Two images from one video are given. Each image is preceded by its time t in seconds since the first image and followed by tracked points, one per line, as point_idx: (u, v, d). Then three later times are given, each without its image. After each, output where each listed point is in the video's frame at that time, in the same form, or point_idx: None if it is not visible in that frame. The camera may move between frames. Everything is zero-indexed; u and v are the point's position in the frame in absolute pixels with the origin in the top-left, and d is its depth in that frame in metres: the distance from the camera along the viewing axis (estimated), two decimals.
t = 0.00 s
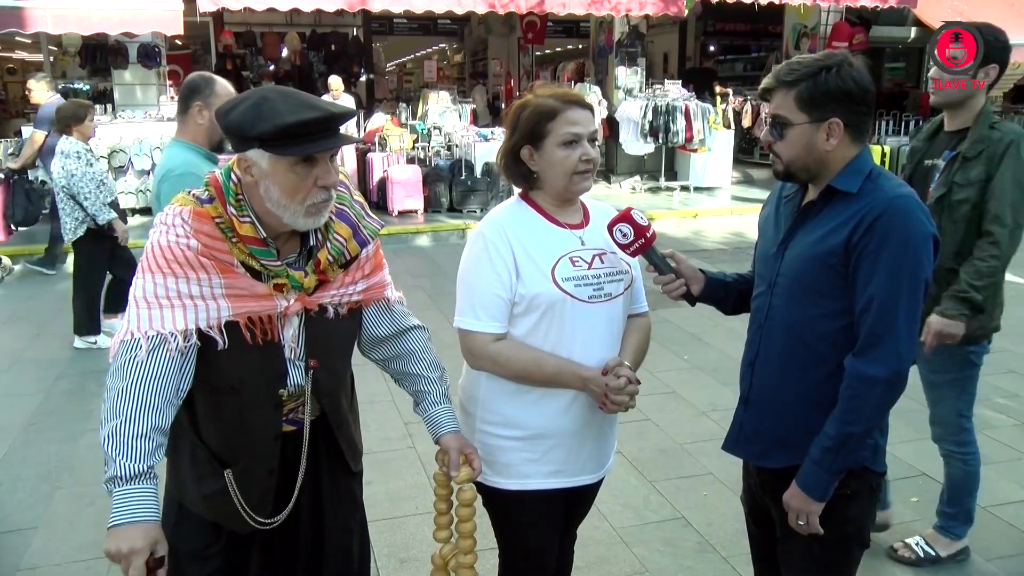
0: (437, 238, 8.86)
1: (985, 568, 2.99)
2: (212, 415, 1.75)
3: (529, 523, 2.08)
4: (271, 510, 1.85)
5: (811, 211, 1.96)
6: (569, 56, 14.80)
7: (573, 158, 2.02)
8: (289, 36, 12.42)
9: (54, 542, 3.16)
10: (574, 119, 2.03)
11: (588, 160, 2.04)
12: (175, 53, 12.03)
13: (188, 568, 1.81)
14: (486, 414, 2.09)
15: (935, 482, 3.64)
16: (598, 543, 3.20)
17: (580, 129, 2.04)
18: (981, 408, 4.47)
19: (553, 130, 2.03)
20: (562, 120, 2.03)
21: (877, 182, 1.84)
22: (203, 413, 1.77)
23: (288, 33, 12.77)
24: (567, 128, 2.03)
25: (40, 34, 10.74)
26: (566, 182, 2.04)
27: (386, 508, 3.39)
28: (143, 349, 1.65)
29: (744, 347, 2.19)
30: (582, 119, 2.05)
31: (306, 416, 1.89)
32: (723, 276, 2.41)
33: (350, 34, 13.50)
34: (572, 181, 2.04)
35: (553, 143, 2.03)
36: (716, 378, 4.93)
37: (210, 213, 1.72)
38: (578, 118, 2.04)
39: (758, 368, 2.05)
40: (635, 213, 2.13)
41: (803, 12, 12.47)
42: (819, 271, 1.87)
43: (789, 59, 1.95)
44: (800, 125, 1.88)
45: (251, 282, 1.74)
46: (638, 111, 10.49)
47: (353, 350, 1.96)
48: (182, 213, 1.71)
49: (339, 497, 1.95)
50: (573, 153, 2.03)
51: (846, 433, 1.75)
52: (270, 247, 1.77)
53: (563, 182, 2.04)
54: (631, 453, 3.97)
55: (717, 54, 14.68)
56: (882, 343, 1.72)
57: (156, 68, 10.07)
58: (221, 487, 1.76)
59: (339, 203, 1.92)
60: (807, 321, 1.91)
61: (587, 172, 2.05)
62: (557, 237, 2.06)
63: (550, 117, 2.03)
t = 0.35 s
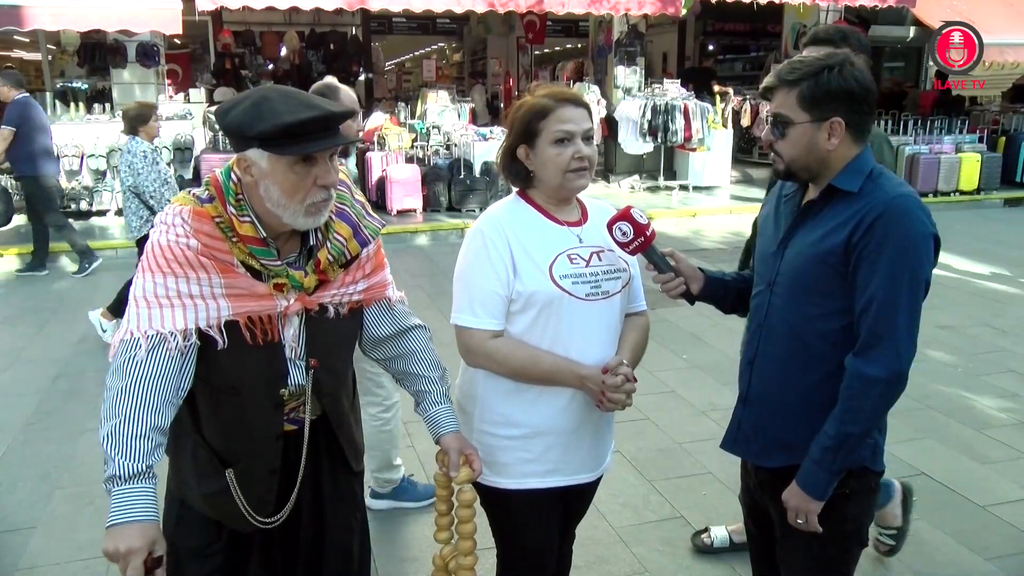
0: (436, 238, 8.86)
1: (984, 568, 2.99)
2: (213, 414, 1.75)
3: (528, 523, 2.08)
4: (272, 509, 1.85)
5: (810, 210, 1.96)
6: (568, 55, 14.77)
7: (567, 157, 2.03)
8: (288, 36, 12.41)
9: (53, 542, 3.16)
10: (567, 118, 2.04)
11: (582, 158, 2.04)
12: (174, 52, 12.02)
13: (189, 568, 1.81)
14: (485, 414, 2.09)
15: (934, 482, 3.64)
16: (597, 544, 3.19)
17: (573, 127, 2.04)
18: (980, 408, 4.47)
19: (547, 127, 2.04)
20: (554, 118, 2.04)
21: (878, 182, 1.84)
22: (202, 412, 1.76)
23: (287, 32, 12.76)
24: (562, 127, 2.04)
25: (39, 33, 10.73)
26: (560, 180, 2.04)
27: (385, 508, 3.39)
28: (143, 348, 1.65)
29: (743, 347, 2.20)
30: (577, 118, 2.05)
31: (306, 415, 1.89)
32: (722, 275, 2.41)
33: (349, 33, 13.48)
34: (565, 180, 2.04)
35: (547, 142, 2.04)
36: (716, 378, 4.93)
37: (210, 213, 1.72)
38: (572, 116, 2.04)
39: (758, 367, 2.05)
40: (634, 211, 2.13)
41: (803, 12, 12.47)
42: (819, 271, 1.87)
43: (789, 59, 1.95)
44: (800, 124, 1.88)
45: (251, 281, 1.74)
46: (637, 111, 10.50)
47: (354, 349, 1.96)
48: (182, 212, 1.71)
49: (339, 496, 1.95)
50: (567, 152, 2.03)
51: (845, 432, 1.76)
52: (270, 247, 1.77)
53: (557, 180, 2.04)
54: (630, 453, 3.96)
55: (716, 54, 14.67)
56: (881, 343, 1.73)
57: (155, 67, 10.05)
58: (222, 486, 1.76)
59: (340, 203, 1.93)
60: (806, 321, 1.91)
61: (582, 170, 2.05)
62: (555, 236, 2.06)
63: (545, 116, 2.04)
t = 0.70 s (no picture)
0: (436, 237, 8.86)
1: (984, 567, 3.00)
2: (213, 414, 1.75)
3: (528, 523, 2.08)
4: (274, 509, 1.85)
5: (810, 209, 1.96)
6: (567, 55, 14.75)
7: (565, 156, 2.03)
8: (287, 35, 12.39)
9: (53, 542, 3.15)
10: (565, 118, 2.04)
11: (581, 158, 2.04)
12: (173, 52, 12.03)
13: (189, 567, 1.81)
14: (485, 413, 2.09)
15: (933, 481, 3.64)
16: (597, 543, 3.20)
17: (572, 127, 2.04)
18: (979, 407, 4.48)
19: (545, 128, 2.04)
20: (553, 117, 2.04)
21: (877, 181, 1.84)
22: (203, 411, 1.76)
23: (286, 31, 12.75)
24: (559, 127, 2.04)
25: (37, 32, 10.72)
26: (558, 180, 2.04)
27: (384, 508, 3.39)
28: (144, 348, 1.65)
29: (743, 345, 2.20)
30: (575, 117, 2.05)
31: (307, 414, 1.89)
32: (723, 274, 2.41)
33: (348, 32, 13.46)
34: (563, 179, 2.04)
35: (544, 141, 2.04)
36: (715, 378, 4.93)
37: (210, 213, 1.71)
38: (570, 116, 2.04)
39: (758, 366, 2.05)
40: (634, 211, 2.12)
41: (802, 11, 12.47)
42: (818, 270, 1.87)
43: (789, 58, 1.96)
44: (800, 123, 1.88)
45: (251, 281, 1.74)
46: (637, 110, 10.51)
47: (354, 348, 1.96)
48: (182, 212, 1.71)
49: (340, 495, 1.95)
50: (564, 151, 2.03)
51: (845, 432, 1.76)
52: (270, 246, 1.76)
53: (555, 179, 2.04)
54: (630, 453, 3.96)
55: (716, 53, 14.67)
56: (881, 343, 1.73)
57: (154, 66, 10.04)
58: (222, 486, 1.76)
59: (340, 202, 1.93)
60: (806, 320, 1.91)
61: (580, 169, 2.05)
62: (555, 235, 2.06)
63: (542, 116, 2.04)
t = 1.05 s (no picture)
0: (435, 237, 8.87)
1: (984, 567, 3.00)
2: (213, 414, 1.75)
3: (528, 523, 2.08)
4: (274, 509, 1.85)
5: (811, 209, 1.96)
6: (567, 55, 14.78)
7: (565, 157, 2.02)
8: (287, 35, 12.39)
9: (52, 542, 3.14)
10: (567, 118, 2.03)
11: (581, 159, 2.03)
12: (172, 52, 12.01)
13: (190, 567, 1.80)
14: (486, 414, 2.09)
15: (933, 481, 3.65)
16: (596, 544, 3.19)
17: (573, 128, 2.03)
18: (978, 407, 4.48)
19: (546, 128, 2.03)
20: (554, 118, 2.03)
21: (878, 180, 1.84)
22: (204, 411, 1.76)
23: (285, 31, 12.76)
24: (559, 128, 2.03)
25: (37, 32, 10.72)
26: (559, 180, 2.04)
27: (384, 507, 3.39)
28: (144, 348, 1.65)
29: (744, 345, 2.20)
30: (576, 118, 2.05)
31: (306, 415, 1.88)
32: (724, 274, 2.41)
33: (347, 32, 13.47)
34: (563, 180, 2.04)
35: (545, 142, 2.04)
36: (714, 378, 4.93)
37: (210, 213, 1.71)
38: (571, 117, 2.04)
39: (759, 366, 2.05)
40: (637, 211, 2.15)
41: (802, 11, 12.48)
42: (819, 270, 1.87)
43: (790, 57, 1.95)
44: (801, 123, 1.88)
45: (251, 281, 1.74)
46: (636, 110, 10.42)
47: (354, 348, 1.95)
48: (182, 212, 1.70)
49: (340, 496, 1.95)
50: (565, 152, 2.02)
51: (846, 432, 1.76)
52: (270, 246, 1.76)
53: (555, 180, 2.04)
54: (630, 453, 3.96)
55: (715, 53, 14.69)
56: (882, 342, 1.73)
57: (153, 65, 10.04)
58: (223, 486, 1.76)
59: (340, 202, 1.93)
60: (807, 320, 1.91)
61: (581, 169, 2.04)
62: (556, 235, 2.06)
63: (543, 116, 2.03)
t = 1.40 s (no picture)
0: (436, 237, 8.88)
1: (985, 568, 3.00)
2: (215, 414, 1.75)
3: (530, 524, 2.08)
4: (276, 509, 1.85)
5: (814, 210, 1.96)
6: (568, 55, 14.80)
7: (569, 158, 2.02)
8: (289, 35, 12.41)
9: (52, 541, 3.15)
10: (572, 120, 2.03)
11: (585, 160, 2.03)
12: (173, 51, 12.00)
13: (191, 567, 1.80)
14: (488, 414, 2.09)
15: (934, 482, 3.65)
16: (598, 543, 3.20)
17: (578, 130, 2.03)
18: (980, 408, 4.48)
19: (551, 130, 2.04)
20: (559, 120, 2.03)
21: (882, 182, 1.84)
22: (206, 411, 1.76)
23: (287, 31, 12.78)
24: (564, 128, 2.03)
25: (39, 31, 10.73)
26: (563, 182, 2.04)
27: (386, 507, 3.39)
28: (147, 348, 1.65)
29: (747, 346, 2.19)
30: (581, 120, 2.05)
31: (309, 415, 1.89)
32: (727, 274, 2.41)
33: (349, 32, 13.49)
34: (567, 182, 2.04)
35: (550, 143, 2.04)
36: (716, 378, 4.93)
37: (213, 213, 1.71)
38: (577, 118, 2.04)
39: (762, 366, 2.05)
40: (640, 212, 2.15)
41: (803, 11, 12.47)
42: (822, 271, 1.87)
43: (794, 58, 1.95)
44: (806, 124, 1.88)
45: (255, 281, 1.74)
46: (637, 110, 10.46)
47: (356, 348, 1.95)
48: (185, 212, 1.70)
49: (341, 496, 1.95)
50: (569, 153, 2.02)
51: (849, 434, 1.76)
52: (274, 246, 1.76)
53: (560, 181, 2.04)
54: (631, 453, 3.96)
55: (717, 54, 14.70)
56: (886, 344, 1.73)
57: (155, 66, 10.05)
58: (225, 486, 1.76)
59: (344, 202, 1.93)
60: (810, 321, 1.91)
61: (585, 171, 2.04)
62: (560, 236, 2.06)
63: (546, 118, 2.04)
